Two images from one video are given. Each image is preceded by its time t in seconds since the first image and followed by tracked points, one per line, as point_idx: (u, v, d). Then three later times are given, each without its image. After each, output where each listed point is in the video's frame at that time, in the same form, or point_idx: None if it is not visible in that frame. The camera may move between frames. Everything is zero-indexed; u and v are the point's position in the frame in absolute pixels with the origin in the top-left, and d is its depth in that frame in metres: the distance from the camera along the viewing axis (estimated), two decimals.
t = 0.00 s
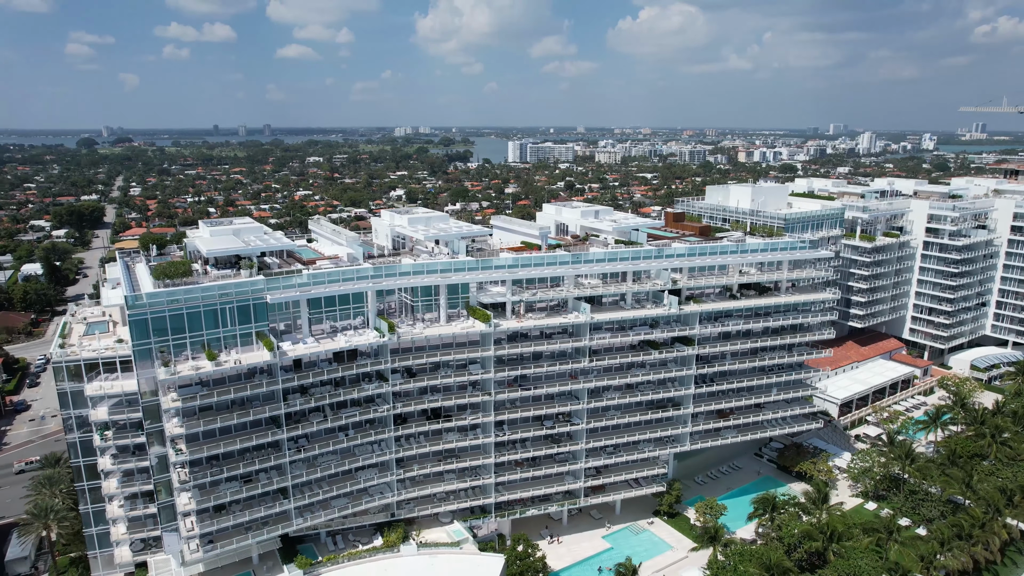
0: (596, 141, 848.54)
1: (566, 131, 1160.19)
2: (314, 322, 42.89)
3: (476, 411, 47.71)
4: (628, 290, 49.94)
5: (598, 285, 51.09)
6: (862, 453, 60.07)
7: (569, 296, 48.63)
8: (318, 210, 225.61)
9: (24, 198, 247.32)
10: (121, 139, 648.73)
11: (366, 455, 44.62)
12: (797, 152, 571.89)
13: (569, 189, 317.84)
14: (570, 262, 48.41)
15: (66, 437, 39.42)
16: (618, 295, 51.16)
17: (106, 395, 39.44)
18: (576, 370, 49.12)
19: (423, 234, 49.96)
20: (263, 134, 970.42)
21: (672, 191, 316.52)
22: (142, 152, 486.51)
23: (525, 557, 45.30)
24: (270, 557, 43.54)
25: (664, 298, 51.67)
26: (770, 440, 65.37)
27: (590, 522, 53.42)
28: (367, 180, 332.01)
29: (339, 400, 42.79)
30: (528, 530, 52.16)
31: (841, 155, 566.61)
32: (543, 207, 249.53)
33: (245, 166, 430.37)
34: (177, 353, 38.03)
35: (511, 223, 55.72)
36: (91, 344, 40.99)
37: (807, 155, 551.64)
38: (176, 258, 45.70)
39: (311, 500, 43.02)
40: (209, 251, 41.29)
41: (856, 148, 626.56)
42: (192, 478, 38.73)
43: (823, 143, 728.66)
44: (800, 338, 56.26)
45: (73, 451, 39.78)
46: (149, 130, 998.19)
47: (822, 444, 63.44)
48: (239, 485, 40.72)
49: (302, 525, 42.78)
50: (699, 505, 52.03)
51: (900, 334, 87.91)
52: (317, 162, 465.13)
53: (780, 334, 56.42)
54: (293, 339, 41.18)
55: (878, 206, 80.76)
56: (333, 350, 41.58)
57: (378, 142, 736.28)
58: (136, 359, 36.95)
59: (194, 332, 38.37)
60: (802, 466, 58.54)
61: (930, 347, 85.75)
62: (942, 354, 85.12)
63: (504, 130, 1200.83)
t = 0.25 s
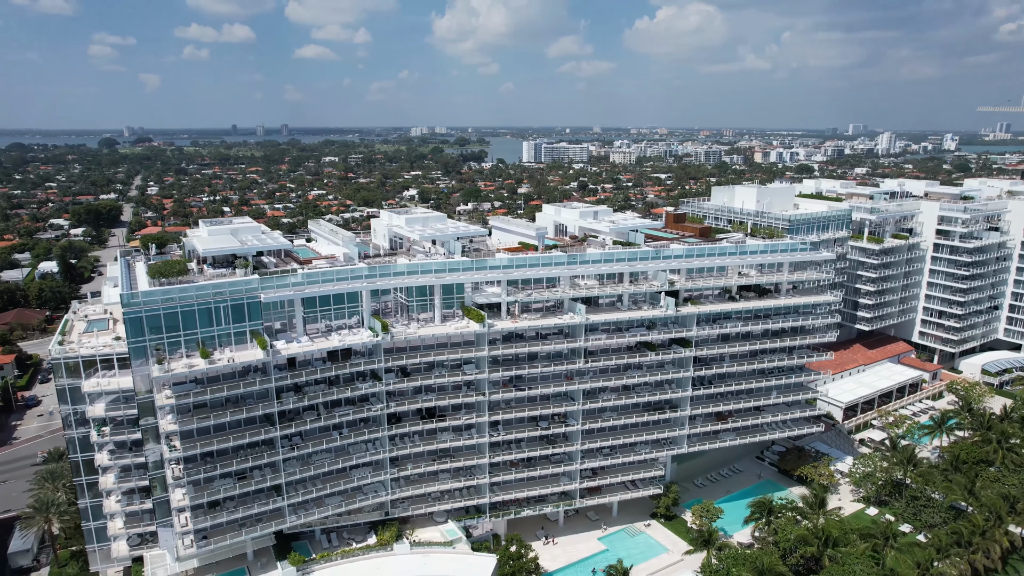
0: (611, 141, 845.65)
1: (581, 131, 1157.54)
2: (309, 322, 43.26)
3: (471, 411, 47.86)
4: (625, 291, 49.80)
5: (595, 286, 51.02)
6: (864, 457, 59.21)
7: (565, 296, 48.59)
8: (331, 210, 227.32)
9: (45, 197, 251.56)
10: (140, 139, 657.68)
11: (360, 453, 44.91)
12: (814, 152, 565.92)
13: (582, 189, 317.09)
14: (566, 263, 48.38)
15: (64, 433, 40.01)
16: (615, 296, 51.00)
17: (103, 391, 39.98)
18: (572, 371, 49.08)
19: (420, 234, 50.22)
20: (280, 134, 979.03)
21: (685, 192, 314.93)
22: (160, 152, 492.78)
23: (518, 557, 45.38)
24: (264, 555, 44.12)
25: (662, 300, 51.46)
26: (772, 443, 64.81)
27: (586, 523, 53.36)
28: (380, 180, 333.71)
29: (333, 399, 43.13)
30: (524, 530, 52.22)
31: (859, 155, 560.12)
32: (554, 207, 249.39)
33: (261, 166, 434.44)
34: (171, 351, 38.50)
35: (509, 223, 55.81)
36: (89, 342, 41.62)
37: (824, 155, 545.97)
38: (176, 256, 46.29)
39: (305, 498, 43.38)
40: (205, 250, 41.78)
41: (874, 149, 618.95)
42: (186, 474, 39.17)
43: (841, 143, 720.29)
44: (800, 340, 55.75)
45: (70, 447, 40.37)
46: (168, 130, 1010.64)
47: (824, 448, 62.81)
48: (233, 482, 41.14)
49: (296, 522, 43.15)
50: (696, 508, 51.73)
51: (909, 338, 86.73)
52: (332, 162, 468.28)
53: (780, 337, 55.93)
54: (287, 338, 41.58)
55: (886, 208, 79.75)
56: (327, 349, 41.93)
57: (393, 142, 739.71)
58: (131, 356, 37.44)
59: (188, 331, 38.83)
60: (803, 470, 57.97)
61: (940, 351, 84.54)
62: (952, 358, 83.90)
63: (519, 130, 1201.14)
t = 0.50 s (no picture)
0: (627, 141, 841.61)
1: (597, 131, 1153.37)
2: (305, 320, 43.71)
3: (466, 410, 48.07)
4: (622, 291, 49.75)
5: (592, 286, 51.00)
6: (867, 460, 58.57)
7: (561, 297, 48.63)
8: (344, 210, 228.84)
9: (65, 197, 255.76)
10: (159, 139, 666.14)
11: (355, 451, 45.27)
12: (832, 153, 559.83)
13: (595, 189, 316.33)
14: (562, 263, 48.39)
15: (65, 428, 40.95)
16: (612, 297, 50.93)
17: (102, 387, 40.64)
18: (568, 371, 49.11)
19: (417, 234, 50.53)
20: (297, 134, 987.18)
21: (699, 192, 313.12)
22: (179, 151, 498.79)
23: (512, 556, 45.49)
24: (260, 550, 44.72)
25: (659, 300, 51.29)
26: (774, 446, 64.29)
27: (583, 524, 53.34)
28: (394, 180, 335.30)
29: (329, 396, 43.53)
30: (520, 530, 52.31)
31: (878, 156, 553.24)
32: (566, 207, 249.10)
33: (277, 166, 438.26)
34: (168, 348, 39.10)
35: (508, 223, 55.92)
36: (90, 338, 42.34)
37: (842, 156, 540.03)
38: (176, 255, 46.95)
39: (300, 494, 43.82)
40: (203, 249, 42.35)
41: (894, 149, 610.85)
42: (182, 469, 39.73)
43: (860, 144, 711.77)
44: (801, 343, 55.27)
45: (71, 441, 41.31)
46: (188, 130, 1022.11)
47: (826, 452, 62.24)
48: (229, 477, 41.65)
49: (291, 518, 43.59)
50: (693, 510, 51.50)
51: (918, 340, 85.59)
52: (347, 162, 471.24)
53: (780, 339, 55.51)
54: (282, 336, 42.04)
55: (895, 209, 78.75)
56: (322, 347, 42.34)
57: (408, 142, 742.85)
58: (128, 353, 38.07)
59: (185, 328, 39.40)
60: (804, 473, 57.47)
61: (950, 354, 83.34)
62: (962, 361, 82.69)
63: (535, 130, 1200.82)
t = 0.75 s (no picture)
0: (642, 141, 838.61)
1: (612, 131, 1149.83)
2: (301, 318, 44.24)
3: (462, 409, 48.36)
4: (618, 291, 49.78)
5: (589, 286, 51.08)
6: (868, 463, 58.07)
7: (557, 297, 48.76)
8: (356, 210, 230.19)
9: (84, 195, 259.77)
10: (178, 138, 674.20)
11: (350, 448, 45.72)
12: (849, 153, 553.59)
13: (608, 189, 315.48)
14: (559, 263, 48.51)
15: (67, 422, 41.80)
16: (609, 297, 50.97)
17: (103, 383, 41.42)
18: (564, 371, 49.21)
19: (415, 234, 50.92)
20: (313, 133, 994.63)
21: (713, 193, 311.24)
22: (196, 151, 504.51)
23: (505, 555, 45.70)
24: (258, 544, 45.38)
25: (656, 301, 51.23)
26: (776, 448, 63.87)
27: (580, 523, 53.42)
28: (407, 180, 336.62)
29: (324, 394, 44.03)
30: (516, 528, 52.49)
31: (897, 156, 546.25)
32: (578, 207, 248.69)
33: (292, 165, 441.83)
34: (166, 344, 39.77)
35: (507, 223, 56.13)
36: (92, 334, 43.16)
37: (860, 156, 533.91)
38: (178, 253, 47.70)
39: (296, 490, 44.35)
40: (202, 247, 43.01)
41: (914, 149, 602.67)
42: (179, 464, 40.42)
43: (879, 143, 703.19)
44: (801, 344, 54.88)
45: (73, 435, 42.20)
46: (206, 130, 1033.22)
47: (828, 454, 61.74)
48: (226, 472, 42.29)
49: (287, 513, 44.14)
50: (689, 511, 51.36)
51: (927, 343, 84.57)
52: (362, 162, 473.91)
53: (780, 340, 55.16)
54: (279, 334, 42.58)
55: (904, 210, 77.84)
56: (317, 345, 42.83)
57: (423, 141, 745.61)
58: (126, 349, 38.79)
59: (182, 325, 40.04)
60: (804, 475, 57.09)
61: (959, 357, 82.23)
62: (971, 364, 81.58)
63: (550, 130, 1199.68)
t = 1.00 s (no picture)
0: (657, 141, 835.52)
1: (628, 131, 1145.41)
2: (299, 315, 44.88)
3: (458, 407, 48.76)
4: (615, 291, 49.97)
5: (586, 286, 51.29)
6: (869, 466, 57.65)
7: (554, 296, 49.02)
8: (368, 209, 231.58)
9: (102, 194, 263.88)
10: (196, 138, 682.77)
11: (347, 444, 46.29)
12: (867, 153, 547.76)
13: (620, 189, 314.80)
14: (555, 262, 48.74)
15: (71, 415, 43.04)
16: (606, 297, 51.14)
17: (105, 377, 42.31)
18: (560, 370, 49.45)
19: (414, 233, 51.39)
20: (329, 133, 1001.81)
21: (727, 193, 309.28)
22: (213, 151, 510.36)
23: (499, 552, 46.01)
24: (256, 538, 46.12)
25: (653, 300, 51.31)
26: (776, 449, 63.59)
27: (576, 522, 53.61)
28: (420, 180, 338.02)
29: (321, 390, 44.64)
30: (513, 526, 52.82)
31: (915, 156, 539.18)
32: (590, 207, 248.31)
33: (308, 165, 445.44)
34: (166, 340, 40.57)
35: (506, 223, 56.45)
36: (95, 330, 44.10)
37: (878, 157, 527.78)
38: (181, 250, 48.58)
39: (292, 485, 44.99)
40: (202, 245, 43.81)
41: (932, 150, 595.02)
42: (177, 458, 41.25)
43: (897, 143, 694.82)
44: (801, 345, 54.61)
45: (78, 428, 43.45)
46: (224, 130, 1044.23)
47: (829, 457, 61.39)
48: (224, 467, 43.06)
49: (284, 508, 44.82)
50: (686, 511, 51.33)
51: (935, 346, 83.68)
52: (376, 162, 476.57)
53: (779, 341, 54.93)
54: (277, 331, 43.27)
55: (912, 211, 77.02)
56: (314, 342, 43.41)
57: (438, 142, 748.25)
58: (127, 344, 39.61)
59: (182, 322, 40.78)
60: (803, 477, 56.83)
61: (968, 360, 81.21)
62: (980, 368, 80.56)
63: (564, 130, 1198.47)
